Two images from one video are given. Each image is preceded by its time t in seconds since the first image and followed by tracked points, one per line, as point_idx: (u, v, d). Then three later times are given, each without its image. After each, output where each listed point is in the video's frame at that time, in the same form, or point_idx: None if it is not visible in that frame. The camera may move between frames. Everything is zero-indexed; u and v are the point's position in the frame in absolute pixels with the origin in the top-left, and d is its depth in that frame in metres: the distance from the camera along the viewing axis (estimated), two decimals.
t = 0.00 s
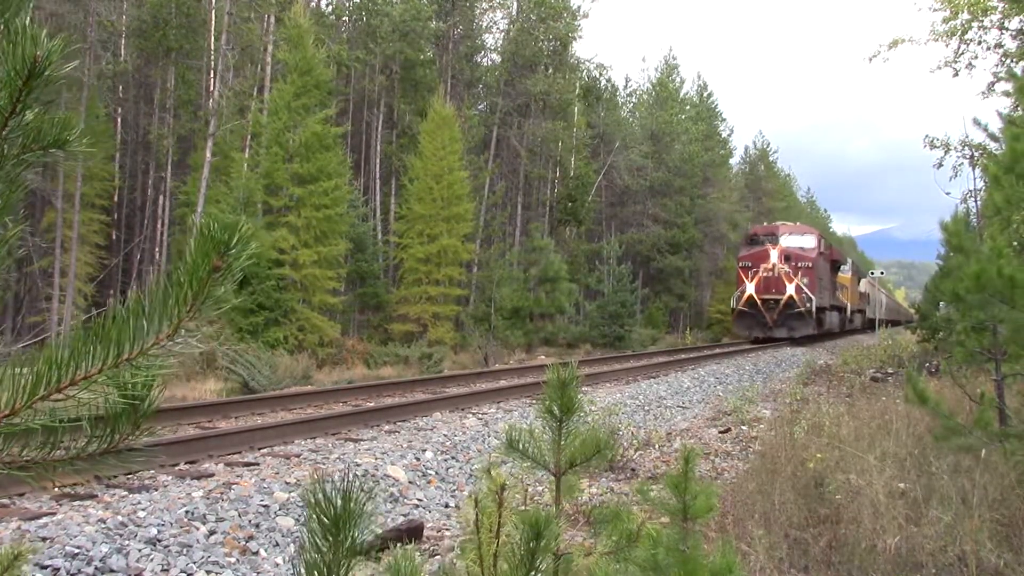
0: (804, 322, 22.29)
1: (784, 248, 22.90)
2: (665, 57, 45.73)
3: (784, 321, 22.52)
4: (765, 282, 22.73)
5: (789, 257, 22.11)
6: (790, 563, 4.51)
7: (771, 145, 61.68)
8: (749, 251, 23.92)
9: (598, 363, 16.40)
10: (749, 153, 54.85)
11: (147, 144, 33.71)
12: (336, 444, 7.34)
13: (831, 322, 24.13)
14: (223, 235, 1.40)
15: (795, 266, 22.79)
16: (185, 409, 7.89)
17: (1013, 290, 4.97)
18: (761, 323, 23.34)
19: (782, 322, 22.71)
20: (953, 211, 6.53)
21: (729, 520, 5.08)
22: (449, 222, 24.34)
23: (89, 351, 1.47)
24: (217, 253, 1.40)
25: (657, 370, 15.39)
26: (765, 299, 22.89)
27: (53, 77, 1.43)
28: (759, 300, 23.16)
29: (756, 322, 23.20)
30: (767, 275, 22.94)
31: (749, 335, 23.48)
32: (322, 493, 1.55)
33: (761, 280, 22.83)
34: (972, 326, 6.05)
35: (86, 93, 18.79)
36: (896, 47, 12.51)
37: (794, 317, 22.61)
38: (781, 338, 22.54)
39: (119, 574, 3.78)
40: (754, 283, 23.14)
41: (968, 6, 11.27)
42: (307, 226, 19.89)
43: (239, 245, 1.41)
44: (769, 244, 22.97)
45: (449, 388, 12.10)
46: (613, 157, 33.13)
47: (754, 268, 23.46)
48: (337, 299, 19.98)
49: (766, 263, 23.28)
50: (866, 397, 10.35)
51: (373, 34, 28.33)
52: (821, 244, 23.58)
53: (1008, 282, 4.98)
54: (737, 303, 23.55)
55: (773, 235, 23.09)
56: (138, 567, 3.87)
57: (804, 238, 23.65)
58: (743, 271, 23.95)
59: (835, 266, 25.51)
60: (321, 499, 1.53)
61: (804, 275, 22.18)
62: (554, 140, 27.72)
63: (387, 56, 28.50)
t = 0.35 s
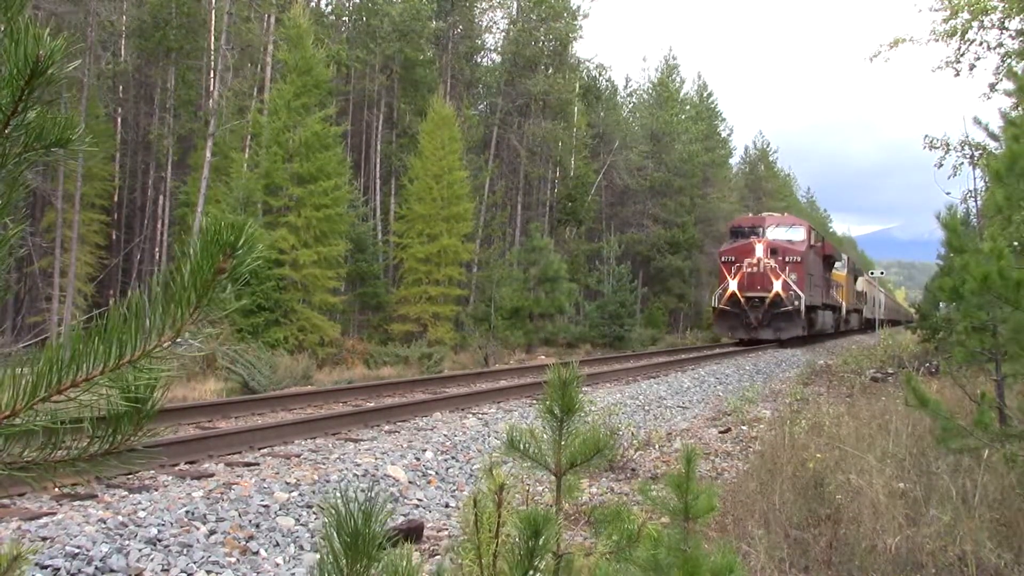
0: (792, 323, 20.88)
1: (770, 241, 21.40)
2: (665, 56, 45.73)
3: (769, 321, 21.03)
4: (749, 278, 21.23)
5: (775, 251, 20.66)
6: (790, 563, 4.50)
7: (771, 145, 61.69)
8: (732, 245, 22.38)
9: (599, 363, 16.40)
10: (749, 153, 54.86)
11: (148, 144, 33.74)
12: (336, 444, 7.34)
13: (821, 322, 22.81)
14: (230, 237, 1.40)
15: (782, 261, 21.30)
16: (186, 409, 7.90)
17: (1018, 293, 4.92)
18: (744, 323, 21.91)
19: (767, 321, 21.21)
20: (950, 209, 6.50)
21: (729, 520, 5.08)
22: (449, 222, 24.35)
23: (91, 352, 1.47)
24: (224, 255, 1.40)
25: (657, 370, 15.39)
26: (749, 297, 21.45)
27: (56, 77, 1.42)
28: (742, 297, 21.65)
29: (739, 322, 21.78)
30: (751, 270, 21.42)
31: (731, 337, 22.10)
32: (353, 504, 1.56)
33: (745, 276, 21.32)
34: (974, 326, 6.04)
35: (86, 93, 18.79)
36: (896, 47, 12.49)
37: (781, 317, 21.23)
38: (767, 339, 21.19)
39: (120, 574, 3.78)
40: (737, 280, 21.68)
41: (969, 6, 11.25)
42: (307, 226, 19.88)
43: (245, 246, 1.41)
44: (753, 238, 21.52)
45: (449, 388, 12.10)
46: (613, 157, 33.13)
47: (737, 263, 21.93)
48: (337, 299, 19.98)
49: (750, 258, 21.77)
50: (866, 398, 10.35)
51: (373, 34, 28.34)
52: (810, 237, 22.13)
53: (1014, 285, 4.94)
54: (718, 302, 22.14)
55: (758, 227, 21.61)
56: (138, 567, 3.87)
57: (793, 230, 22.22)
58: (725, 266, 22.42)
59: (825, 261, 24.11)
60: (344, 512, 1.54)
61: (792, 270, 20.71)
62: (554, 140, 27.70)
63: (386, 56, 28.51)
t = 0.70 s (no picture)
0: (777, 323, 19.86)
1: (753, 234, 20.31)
2: (665, 57, 45.78)
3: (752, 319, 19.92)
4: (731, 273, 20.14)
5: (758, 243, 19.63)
6: (790, 563, 4.49)
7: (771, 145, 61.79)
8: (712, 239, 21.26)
9: (599, 363, 16.41)
10: (749, 154, 54.89)
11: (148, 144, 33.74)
12: (336, 444, 7.35)
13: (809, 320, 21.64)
14: (217, 232, 1.40)
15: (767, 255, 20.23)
16: (185, 409, 7.90)
17: (1022, 293, 4.96)
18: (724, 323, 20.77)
19: (750, 320, 20.09)
20: (952, 208, 6.50)
21: (729, 520, 5.09)
22: (449, 222, 24.36)
23: (81, 348, 1.47)
24: (210, 249, 1.40)
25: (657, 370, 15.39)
26: (730, 295, 20.31)
27: (39, 72, 1.42)
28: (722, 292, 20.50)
29: (719, 322, 20.64)
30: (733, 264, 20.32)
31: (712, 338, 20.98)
32: (312, 485, 1.52)
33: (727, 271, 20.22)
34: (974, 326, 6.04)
35: (86, 93, 18.80)
36: (898, 46, 12.50)
37: (764, 316, 20.08)
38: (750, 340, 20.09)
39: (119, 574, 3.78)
40: (717, 276, 20.53)
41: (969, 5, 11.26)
42: (308, 226, 19.88)
43: (231, 241, 1.41)
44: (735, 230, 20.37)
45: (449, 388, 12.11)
46: (613, 156, 33.13)
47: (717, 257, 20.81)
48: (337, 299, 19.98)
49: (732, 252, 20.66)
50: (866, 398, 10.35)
51: (373, 35, 28.36)
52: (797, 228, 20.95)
53: (1017, 284, 4.96)
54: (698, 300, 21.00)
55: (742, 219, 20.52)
56: (138, 567, 3.87)
57: (778, 221, 21.03)
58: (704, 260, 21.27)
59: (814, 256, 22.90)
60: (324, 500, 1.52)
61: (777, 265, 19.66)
62: (554, 140, 27.70)
63: (387, 56, 28.53)
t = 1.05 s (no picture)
0: (759, 322, 18.43)
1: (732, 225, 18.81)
2: (665, 57, 45.79)
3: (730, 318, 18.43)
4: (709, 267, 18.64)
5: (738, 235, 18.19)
6: (790, 563, 4.49)
7: (771, 146, 61.77)
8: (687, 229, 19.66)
9: (599, 363, 16.42)
10: (749, 154, 54.87)
11: (148, 144, 33.75)
12: (336, 444, 7.35)
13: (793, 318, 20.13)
14: (219, 235, 1.41)
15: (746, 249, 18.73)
16: (186, 409, 7.90)
17: (1016, 292, 4.98)
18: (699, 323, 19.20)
19: (728, 319, 18.57)
20: (951, 209, 6.50)
21: (729, 520, 5.08)
22: (450, 222, 24.35)
23: (83, 348, 1.46)
24: (212, 250, 1.41)
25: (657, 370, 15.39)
26: (706, 292, 18.85)
27: (44, 74, 1.42)
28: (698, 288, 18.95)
29: (694, 322, 19.12)
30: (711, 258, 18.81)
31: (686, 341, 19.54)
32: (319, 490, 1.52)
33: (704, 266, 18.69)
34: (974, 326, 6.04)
35: (86, 93, 18.80)
36: (899, 46, 12.50)
37: (744, 315, 18.59)
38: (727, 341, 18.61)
39: (119, 575, 3.78)
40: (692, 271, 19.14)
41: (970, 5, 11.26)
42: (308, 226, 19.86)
43: (233, 242, 1.42)
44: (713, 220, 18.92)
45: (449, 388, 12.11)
46: (613, 156, 33.12)
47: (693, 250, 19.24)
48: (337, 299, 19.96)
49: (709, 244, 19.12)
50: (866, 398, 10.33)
51: (373, 35, 28.36)
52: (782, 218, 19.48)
53: (1011, 284, 4.98)
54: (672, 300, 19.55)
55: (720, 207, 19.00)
56: (138, 567, 3.87)
57: (762, 211, 19.55)
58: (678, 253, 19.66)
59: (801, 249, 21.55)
60: (323, 500, 1.52)
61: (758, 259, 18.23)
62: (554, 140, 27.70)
63: (387, 56, 28.54)
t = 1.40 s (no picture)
0: (733, 322, 17.23)
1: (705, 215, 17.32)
2: (665, 56, 45.81)
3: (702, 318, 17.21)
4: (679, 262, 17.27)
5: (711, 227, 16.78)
6: (790, 563, 4.49)
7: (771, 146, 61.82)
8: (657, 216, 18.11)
9: (599, 363, 16.43)
10: (749, 154, 54.87)
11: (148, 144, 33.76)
12: (336, 444, 7.35)
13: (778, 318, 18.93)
14: (210, 227, 1.40)
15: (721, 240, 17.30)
16: (185, 409, 7.90)
17: (1017, 290, 4.97)
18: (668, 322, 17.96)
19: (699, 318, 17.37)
20: (951, 208, 6.50)
21: (729, 520, 5.07)
22: (450, 222, 24.35)
23: (76, 346, 1.46)
24: (203, 243, 1.40)
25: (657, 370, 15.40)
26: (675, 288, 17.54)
27: (33, 69, 1.42)
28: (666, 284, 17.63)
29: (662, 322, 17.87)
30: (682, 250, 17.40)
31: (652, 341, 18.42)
32: (317, 490, 1.52)
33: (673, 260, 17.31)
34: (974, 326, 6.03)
35: (86, 94, 18.80)
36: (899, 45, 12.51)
37: (717, 313, 17.37)
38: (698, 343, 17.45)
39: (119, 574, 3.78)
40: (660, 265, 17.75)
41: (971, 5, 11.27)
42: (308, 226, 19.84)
43: (224, 234, 1.41)
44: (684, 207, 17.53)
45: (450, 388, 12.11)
46: (613, 156, 33.13)
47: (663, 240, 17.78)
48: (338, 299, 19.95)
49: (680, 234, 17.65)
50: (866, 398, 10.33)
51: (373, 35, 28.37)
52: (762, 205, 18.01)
53: (1012, 282, 4.97)
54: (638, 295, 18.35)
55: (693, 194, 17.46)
56: (138, 567, 3.87)
57: (740, 196, 18.05)
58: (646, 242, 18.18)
59: (789, 241, 20.37)
60: (318, 499, 1.51)
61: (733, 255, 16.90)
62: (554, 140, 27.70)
63: (387, 56, 28.55)
